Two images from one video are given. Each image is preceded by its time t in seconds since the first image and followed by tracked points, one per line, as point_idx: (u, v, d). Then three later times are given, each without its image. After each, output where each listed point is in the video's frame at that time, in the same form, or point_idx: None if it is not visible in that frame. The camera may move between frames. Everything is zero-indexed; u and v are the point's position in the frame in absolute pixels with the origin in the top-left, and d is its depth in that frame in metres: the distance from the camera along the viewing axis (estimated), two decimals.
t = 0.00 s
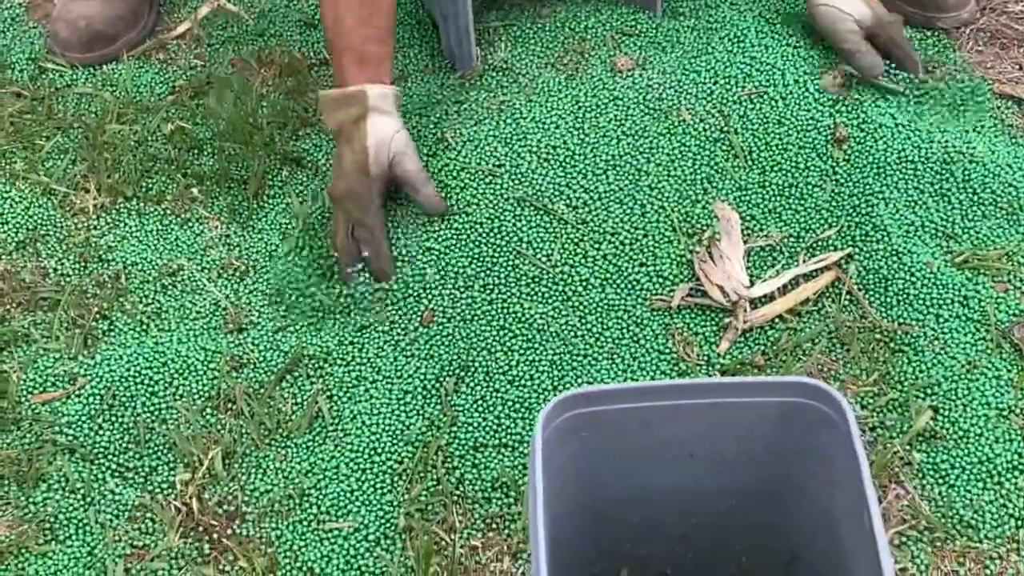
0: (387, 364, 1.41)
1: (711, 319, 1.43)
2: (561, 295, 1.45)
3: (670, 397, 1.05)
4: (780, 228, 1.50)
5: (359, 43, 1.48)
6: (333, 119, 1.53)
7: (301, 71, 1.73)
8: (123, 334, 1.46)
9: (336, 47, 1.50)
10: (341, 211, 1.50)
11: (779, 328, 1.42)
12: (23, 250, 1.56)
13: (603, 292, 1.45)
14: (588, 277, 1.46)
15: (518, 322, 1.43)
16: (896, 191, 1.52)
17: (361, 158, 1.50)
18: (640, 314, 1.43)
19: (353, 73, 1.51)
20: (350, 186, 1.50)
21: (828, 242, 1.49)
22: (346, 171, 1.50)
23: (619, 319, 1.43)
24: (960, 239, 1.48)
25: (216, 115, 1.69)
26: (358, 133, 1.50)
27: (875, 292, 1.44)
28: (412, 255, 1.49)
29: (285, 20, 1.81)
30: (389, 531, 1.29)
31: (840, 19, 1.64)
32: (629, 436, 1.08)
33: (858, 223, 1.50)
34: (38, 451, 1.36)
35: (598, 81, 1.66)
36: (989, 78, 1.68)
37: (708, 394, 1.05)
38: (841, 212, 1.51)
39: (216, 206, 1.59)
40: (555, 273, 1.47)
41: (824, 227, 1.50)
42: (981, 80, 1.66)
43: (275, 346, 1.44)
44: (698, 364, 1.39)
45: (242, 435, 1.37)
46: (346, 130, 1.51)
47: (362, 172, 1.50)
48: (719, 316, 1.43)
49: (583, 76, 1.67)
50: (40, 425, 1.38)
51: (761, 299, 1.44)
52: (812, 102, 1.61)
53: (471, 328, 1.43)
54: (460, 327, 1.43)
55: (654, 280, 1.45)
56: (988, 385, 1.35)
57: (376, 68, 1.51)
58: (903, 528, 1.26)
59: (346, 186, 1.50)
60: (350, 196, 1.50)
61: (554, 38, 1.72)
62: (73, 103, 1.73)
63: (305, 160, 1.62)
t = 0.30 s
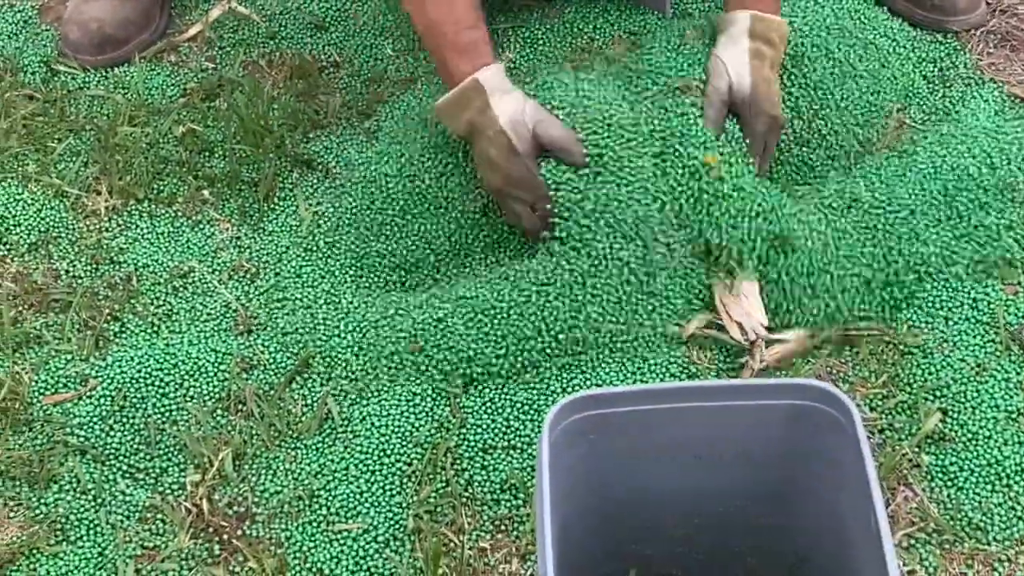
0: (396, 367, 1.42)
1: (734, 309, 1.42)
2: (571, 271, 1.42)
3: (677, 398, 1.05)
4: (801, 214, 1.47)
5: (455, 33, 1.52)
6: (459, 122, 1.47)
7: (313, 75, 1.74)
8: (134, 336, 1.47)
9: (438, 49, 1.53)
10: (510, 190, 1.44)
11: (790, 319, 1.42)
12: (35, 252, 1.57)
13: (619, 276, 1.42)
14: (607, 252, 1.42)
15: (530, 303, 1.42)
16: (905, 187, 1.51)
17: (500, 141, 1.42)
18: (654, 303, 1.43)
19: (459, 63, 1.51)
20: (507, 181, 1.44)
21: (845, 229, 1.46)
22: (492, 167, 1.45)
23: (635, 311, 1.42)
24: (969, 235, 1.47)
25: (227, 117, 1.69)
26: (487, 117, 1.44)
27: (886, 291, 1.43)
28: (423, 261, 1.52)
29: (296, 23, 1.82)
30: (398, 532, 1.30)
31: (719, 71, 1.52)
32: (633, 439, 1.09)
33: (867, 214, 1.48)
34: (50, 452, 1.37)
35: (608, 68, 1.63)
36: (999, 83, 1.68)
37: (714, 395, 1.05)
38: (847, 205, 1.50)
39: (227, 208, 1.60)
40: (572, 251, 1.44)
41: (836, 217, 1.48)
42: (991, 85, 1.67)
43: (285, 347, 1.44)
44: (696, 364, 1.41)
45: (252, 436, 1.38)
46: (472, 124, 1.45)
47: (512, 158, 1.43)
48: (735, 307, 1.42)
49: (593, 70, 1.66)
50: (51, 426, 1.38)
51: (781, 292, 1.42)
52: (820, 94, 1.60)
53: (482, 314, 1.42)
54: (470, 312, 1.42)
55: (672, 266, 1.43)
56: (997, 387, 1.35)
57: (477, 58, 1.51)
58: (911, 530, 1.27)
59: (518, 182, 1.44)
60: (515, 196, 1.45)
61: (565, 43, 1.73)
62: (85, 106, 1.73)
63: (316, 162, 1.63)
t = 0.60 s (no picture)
0: (408, 380, 1.42)
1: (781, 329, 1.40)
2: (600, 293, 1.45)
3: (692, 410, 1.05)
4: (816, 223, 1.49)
5: None
6: (507, 41, 1.51)
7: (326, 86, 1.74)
8: (148, 346, 1.47)
9: None
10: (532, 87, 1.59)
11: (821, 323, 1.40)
12: (50, 262, 1.57)
13: (643, 293, 1.44)
14: (632, 275, 1.45)
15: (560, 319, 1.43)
16: (917, 202, 1.52)
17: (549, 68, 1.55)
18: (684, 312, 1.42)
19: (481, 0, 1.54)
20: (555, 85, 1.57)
21: (858, 247, 1.48)
22: (544, 74, 1.56)
23: (662, 322, 1.42)
24: (985, 247, 1.47)
25: (241, 126, 1.69)
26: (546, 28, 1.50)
27: (902, 301, 1.43)
28: (446, 274, 1.51)
29: (310, 32, 1.82)
30: (412, 543, 1.30)
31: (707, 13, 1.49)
32: (649, 452, 1.09)
33: (880, 229, 1.50)
34: (64, 463, 1.37)
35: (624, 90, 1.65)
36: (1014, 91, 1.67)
37: (730, 407, 1.05)
38: (860, 215, 1.51)
39: (241, 219, 1.60)
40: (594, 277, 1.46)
41: (853, 231, 1.49)
42: (1006, 93, 1.67)
43: (299, 358, 1.45)
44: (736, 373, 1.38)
45: (266, 447, 1.38)
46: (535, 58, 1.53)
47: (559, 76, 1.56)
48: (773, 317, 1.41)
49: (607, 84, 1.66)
50: (65, 436, 1.39)
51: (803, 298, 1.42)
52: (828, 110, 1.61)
53: (506, 329, 1.43)
54: (501, 324, 1.44)
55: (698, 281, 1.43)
56: (1012, 399, 1.35)
57: None
58: (925, 543, 1.27)
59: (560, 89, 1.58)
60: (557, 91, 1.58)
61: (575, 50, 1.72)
62: (100, 116, 1.74)
63: (330, 173, 1.63)
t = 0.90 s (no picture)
0: (425, 386, 1.42)
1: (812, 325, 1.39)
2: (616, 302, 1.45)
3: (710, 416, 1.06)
4: (828, 237, 1.50)
5: None
6: None
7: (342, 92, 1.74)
8: (165, 351, 1.48)
9: None
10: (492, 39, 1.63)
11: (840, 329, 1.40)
12: (68, 267, 1.58)
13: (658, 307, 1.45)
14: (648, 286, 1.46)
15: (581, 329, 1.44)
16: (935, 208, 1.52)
17: None
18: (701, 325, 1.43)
19: None
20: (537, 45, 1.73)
21: (873, 255, 1.48)
22: None
23: (681, 335, 1.42)
24: (1002, 254, 1.47)
25: (258, 132, 1.70)
26: None
27: (919, 309, 1.43)
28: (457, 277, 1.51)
29: (328, 40, 1.82)
30: (428, 549, 1.30)
31: None
32: (667, 458, 1.09)
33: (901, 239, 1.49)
34: (82, 468, 1.37)
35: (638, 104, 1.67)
36: None
37: (748, 413, 1.05)
38: (876, 222, 1.51)
39: (258, 224, 1.61)
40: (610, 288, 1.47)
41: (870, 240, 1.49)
42: None
43: (315, 364, 1.45)
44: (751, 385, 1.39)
45: (283, 453, 1.38)
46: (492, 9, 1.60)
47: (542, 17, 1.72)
48: (787, 335, 1.42)
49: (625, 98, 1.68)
50: (83, 441, 1.39)
51: (818, 317, 1.43)
52: (842, 123, 1.62)
53: (524, 337, 1.44)
54: (521, 330, 1.44)
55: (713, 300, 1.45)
56: None
57: None
58: (942, 549, 1.26)
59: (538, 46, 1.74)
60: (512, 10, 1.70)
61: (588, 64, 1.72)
62: (118, 123, 1.75)
63: (347, 178, 1.63)
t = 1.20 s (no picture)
0: (432, 391, 1.42)
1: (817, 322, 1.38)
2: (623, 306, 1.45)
3: (717, 423, 1.06)
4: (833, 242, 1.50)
5: (457, 119, 1.36)
6: (440, 199, 1.41)
7: (350, 99, 1.75)
8: (174, 356, 1.48)
9: (436, 67, 1.35)
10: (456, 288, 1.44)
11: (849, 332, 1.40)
12: (77, 272, 1.58)
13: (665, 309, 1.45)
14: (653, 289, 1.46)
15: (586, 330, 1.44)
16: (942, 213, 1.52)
17: (469, 266, 1.41)
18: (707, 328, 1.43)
19: (452, 151, 1.38)
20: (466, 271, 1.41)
21: (882, 261, 1.48)
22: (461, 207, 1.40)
23: (688, 340, 1.42)
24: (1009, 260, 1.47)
25: (267, 139, 1.70)
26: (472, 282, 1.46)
27: (928, 314, 1.43)
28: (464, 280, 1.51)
29: (337, 46, 1.83)
30: (435, 554, 1.30)
31: (913, 143, 1.51)
32: (674, 464, 1.09)
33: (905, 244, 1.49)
34: (90, 473, 1.37)
35: (647, 109, 1.67)
36: None
37: (755, 419, 1.05)
38: (885, 227, 1.51)
39: (267, 229, 1.61)
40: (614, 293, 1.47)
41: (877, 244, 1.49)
42: None
43: (323, 370, 1.45)
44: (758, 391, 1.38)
45: (291, 459, 1.38)
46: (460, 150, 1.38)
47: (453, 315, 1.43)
48: (795, 338, 1.41)
49: (633, 105, 1.67)
50: (92, 446, 1.40)
51: (827, 324, 1.43)
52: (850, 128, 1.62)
53: (531, 344, 1.44)
54: (528, 335, 1.44)
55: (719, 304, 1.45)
56: None
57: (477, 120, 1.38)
58: (950, 556, 1.26)
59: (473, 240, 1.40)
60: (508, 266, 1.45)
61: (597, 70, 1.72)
62: (127, 129, 1.75)
63: (355, 185, 1.63)
